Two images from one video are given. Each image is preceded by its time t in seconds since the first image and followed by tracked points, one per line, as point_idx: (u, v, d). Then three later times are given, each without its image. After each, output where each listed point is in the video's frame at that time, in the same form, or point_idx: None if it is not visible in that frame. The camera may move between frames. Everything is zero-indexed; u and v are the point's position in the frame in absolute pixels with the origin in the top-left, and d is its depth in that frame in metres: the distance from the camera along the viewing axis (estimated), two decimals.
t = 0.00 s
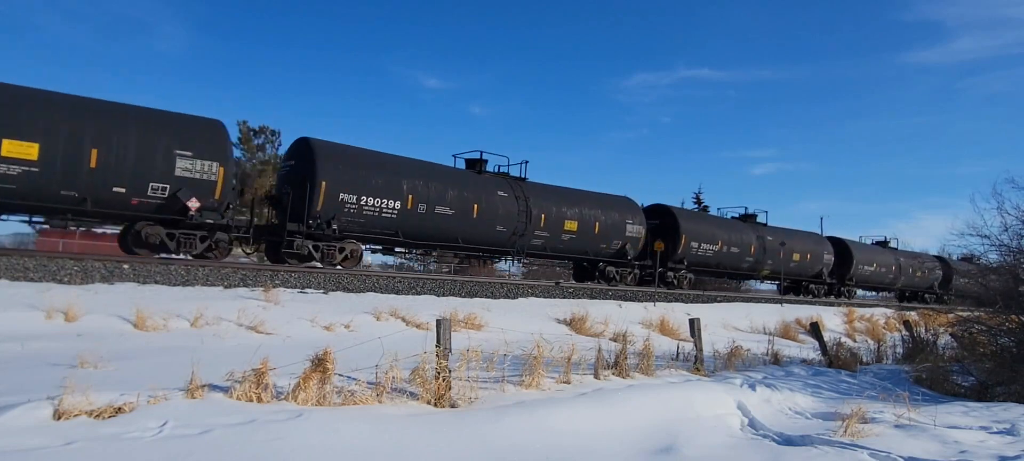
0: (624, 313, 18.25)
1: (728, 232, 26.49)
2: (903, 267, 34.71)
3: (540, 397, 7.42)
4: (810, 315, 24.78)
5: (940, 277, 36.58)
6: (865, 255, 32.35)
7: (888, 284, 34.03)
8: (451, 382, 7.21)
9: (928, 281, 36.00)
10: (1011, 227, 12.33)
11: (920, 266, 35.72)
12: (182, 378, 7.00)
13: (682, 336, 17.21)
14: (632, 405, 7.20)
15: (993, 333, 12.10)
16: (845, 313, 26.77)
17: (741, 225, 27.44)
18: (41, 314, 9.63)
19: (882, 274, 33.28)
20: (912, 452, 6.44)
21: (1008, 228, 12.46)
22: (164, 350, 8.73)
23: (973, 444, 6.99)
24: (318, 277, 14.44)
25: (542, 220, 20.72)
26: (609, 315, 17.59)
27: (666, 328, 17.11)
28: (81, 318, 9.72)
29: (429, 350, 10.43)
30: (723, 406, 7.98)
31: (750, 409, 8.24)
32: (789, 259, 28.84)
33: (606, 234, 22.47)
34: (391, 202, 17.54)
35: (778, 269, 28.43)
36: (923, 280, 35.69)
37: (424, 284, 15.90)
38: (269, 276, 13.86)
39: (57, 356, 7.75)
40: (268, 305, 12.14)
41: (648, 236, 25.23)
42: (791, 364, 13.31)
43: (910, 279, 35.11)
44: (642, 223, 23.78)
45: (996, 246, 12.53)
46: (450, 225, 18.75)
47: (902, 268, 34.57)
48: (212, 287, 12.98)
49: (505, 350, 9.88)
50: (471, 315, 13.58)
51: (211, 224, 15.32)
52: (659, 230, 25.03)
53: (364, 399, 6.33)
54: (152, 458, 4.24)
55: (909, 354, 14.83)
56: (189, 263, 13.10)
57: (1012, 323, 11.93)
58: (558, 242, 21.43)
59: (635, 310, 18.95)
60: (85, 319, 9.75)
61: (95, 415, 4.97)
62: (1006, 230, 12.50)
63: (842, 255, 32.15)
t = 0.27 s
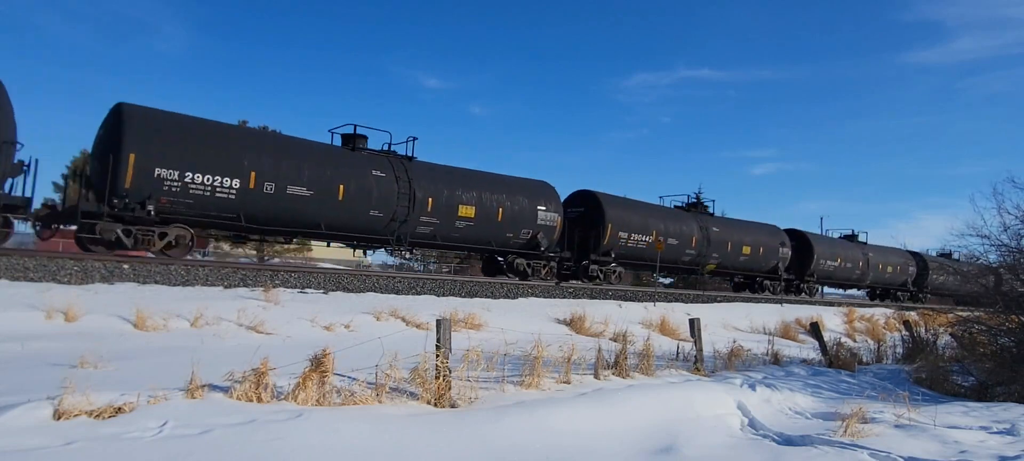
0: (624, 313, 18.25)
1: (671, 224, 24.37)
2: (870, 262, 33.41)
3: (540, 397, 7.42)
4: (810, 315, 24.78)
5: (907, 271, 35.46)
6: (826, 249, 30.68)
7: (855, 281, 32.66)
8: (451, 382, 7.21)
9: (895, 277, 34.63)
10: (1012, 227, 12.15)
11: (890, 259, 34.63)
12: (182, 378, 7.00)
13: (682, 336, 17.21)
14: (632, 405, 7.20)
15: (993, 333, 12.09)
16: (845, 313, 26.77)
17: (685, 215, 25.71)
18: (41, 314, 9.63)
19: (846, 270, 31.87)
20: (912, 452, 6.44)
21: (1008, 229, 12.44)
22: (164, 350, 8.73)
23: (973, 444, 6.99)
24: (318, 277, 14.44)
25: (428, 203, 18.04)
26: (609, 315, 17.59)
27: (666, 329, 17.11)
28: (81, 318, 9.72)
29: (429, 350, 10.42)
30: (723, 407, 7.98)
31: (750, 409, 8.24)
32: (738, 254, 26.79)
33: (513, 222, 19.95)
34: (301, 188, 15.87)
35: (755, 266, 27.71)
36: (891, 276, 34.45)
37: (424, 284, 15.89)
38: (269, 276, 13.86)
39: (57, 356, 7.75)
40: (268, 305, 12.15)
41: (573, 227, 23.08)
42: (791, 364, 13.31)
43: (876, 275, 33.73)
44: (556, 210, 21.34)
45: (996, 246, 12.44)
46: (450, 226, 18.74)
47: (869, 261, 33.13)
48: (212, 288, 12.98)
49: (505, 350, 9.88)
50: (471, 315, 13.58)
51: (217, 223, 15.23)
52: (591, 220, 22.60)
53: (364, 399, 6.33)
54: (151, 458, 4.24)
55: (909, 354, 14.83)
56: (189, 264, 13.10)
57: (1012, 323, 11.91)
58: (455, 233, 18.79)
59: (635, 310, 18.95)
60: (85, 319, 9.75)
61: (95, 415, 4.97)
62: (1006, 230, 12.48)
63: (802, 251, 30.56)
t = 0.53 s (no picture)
0: (624, 313, 18.26)
1: (593, 212, 22.20)
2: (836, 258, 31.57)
3: (540, 397, 7.42)
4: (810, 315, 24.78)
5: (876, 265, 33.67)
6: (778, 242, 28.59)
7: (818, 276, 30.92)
8: (451, 382, 7.22)
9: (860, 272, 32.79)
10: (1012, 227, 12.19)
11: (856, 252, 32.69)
12: (182, 378, 7.01)
13: (682, 336, 17.21)
14: (632, 405, 7.20)
15: (993, 334, 12.09)
16: (845, 313, 26.77)
17: (616, 203, 23.43)
18: (41, 315, 9.63)
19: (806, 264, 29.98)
20: (912, 452, 6.43)
21: (1008, 228, 12.44)
22: (164, 350, 8.72)
23: (973, 444, 6.99)
24: (318, 277, 14.44)
25: (360, 195, 16.98)
26: (609, 315, 17.59)
27: (666, 328, 17.11)
28: (81, 318, 9.72)
29: (429, 350, 10.41)
30: (723, 406, 7.98)
31: (750, 409, 8.25)
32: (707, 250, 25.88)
33: (391, 207, 17.65)
34: (210, 190, 14.75)
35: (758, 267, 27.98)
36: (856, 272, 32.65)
37: (424, 284, 15.90)
38: (269, 276, 13.86)
39: (56, 356, 7.74)
40: (268, 305, 12.15)
41: (478, 214, 20.84)
42: (791, 364, 13.31)
43: (840, 270, 31.86)
44: (449, 196, 19.16)
45: (996, 246, 12.46)
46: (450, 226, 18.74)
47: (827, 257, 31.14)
48: (212, 287, 12.99)
49: (505, 350, 9.89)
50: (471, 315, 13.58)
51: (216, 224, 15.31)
52: (499, 207, 20.31)
53: (364, 398, 6.33)
54: (151, 459, 4.24)
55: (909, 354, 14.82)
56: (188, 264, 13.10)
57: (1012, 323, 11.91)
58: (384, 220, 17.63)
59: (635, 310, 18.95)
60: (85, 319, 9.75)
61: (95, 415, 4.97)
62: (1007, 230, 12.49)
63: (756, 244, 28.47)
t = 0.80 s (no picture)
0: (624, 313, 18.25)
1: (553, 206, 21.12)
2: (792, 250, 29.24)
3: (540, 397, 7.41)
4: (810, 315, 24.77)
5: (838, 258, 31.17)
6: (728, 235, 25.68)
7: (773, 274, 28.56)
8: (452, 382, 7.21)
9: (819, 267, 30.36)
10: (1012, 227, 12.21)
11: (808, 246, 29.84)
12: (181, 378, 7.01)
13: (682, 336, 17.19)
14: (632, 405, 7.19)
15: (993, 334, 12.09)
16: (845, 313, 26.76)
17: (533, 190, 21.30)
18: (41, 315, 9.63)
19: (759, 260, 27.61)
20: (912, 452, 6.43)
21: (1008, 228, 12.43)
22: (164, 350, 8.72)
23: (973, 444, 6.99)
24: (318, 277, 14.43)
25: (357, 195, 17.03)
26: (609, 315, 17.58)
27: (666, 328, 17.11)
28: (81, 318, 9.72)
29: (429, 350, 10.39)
30: (723, 406, 7.97)
31: (750, 409, 8.24)
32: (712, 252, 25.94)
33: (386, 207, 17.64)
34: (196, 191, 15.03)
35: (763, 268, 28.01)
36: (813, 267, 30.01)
37: (424, 284, 15.88)
38: (269, 276, 13.85)
39: (55, 356, 7.74)
40: (268, 305, 12.14)
41: (358, 198, 18.36)
42: (791, 364, 13.30)
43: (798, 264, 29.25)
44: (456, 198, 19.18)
45: (996, 246, 12.48)
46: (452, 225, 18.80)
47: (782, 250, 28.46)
48: (212, 287, 12.98)
49: (505, 350, 9.88)
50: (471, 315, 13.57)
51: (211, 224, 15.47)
52: (371, 188, 17.92)
53: (364, 399, 6.33)
54: (151, 458, 4.24)
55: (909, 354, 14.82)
56: (188, 264, 13.09)
57: (1012, 323, 11.91)
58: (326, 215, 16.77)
59: (636, 310, 18.94)
60: (85, 319, 9.75)
61: (95, 415, 4.97)
62: (1007, 230, 12.49)
63: (699, 238, 25.66)
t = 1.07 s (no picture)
0: (624, 313, 18.25)
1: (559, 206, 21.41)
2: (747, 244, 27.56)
3: (540, 397, 7.41)
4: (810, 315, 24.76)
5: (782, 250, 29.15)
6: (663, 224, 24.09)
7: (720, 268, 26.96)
8: (452, 382, 7.21)
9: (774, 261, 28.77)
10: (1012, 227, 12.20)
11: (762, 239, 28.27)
12: (181, 378, 7.00)
13: (682, 336, 17.19)
14: (632, 405, 7.19)
15: (993, 334, 12.08)
16: (845, 313, 26.76)
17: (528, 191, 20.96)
18: (41, 314, 9.64)
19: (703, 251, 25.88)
20: (912, 452, 6.43)
21: (1008, 228, 12.43)
22: (164, 350, 8.73)
23: (973, 444, 6.99)
24: (318, 277, 14.43)
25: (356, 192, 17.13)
26: (609, 315, 17.57)
27: (666, 328, 17.11)
28: (81, 318, 9.72)
29: (430, 350, 10.39)
30: (723, 407, 7.97)
31: (750, 409, 8.24)
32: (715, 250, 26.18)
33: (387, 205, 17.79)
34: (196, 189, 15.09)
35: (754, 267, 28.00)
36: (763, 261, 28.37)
37: (424, 284, 15.89)
38: (269, 276, 13.85)
39: (55, 356, 7.74)
40: (268, 305, 12.15)
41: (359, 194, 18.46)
42: (791, 364, 13.31)
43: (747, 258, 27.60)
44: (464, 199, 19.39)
45: (996, 246, 12.48)
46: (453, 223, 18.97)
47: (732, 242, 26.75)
48: (212, 288, 12.98)
49: (505, 350, 9.88)
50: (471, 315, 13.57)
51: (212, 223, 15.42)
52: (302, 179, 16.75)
53: (364, 399, 6.33)
54: (151, 458, 4.25)
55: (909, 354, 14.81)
56: (188, 264, 13.09)
57: (1012, 323, 11.91)
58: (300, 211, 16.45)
59: (636, 310, 18.94)
60: (85, 319, 9.75)
61: (95, 415, 4.96)
62: (1007, 230, 12.48)
63: (632, 230, 24.06)
